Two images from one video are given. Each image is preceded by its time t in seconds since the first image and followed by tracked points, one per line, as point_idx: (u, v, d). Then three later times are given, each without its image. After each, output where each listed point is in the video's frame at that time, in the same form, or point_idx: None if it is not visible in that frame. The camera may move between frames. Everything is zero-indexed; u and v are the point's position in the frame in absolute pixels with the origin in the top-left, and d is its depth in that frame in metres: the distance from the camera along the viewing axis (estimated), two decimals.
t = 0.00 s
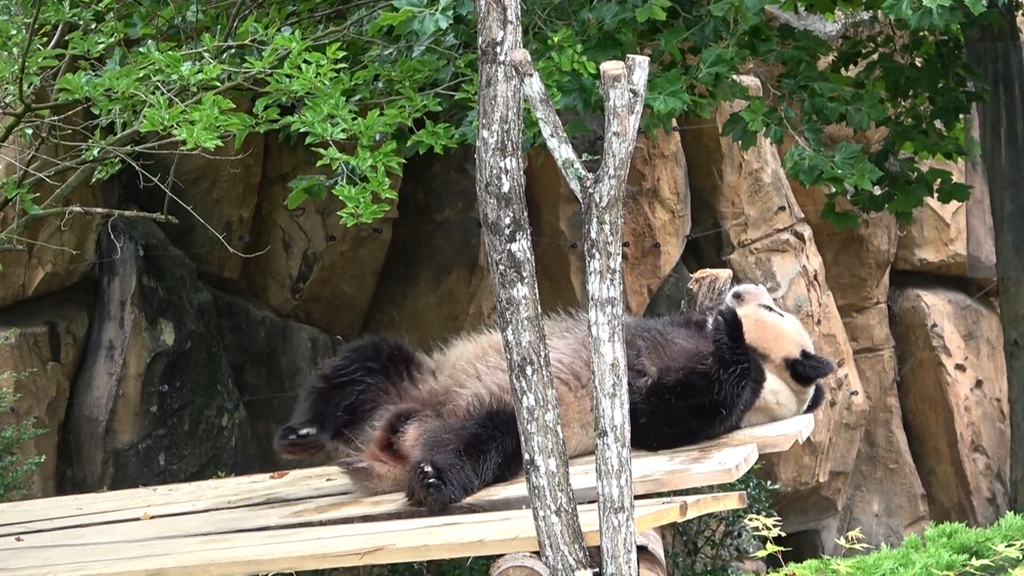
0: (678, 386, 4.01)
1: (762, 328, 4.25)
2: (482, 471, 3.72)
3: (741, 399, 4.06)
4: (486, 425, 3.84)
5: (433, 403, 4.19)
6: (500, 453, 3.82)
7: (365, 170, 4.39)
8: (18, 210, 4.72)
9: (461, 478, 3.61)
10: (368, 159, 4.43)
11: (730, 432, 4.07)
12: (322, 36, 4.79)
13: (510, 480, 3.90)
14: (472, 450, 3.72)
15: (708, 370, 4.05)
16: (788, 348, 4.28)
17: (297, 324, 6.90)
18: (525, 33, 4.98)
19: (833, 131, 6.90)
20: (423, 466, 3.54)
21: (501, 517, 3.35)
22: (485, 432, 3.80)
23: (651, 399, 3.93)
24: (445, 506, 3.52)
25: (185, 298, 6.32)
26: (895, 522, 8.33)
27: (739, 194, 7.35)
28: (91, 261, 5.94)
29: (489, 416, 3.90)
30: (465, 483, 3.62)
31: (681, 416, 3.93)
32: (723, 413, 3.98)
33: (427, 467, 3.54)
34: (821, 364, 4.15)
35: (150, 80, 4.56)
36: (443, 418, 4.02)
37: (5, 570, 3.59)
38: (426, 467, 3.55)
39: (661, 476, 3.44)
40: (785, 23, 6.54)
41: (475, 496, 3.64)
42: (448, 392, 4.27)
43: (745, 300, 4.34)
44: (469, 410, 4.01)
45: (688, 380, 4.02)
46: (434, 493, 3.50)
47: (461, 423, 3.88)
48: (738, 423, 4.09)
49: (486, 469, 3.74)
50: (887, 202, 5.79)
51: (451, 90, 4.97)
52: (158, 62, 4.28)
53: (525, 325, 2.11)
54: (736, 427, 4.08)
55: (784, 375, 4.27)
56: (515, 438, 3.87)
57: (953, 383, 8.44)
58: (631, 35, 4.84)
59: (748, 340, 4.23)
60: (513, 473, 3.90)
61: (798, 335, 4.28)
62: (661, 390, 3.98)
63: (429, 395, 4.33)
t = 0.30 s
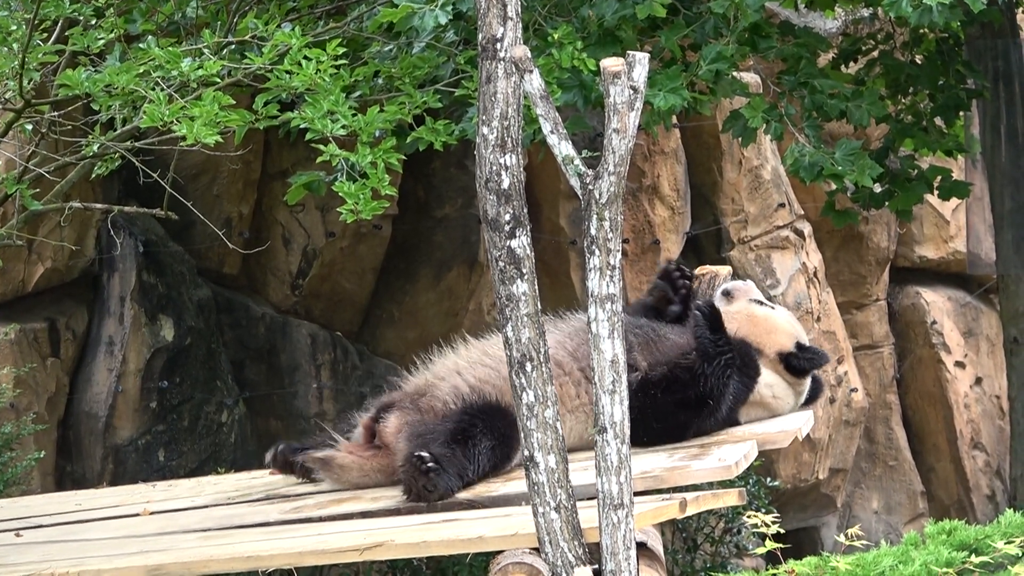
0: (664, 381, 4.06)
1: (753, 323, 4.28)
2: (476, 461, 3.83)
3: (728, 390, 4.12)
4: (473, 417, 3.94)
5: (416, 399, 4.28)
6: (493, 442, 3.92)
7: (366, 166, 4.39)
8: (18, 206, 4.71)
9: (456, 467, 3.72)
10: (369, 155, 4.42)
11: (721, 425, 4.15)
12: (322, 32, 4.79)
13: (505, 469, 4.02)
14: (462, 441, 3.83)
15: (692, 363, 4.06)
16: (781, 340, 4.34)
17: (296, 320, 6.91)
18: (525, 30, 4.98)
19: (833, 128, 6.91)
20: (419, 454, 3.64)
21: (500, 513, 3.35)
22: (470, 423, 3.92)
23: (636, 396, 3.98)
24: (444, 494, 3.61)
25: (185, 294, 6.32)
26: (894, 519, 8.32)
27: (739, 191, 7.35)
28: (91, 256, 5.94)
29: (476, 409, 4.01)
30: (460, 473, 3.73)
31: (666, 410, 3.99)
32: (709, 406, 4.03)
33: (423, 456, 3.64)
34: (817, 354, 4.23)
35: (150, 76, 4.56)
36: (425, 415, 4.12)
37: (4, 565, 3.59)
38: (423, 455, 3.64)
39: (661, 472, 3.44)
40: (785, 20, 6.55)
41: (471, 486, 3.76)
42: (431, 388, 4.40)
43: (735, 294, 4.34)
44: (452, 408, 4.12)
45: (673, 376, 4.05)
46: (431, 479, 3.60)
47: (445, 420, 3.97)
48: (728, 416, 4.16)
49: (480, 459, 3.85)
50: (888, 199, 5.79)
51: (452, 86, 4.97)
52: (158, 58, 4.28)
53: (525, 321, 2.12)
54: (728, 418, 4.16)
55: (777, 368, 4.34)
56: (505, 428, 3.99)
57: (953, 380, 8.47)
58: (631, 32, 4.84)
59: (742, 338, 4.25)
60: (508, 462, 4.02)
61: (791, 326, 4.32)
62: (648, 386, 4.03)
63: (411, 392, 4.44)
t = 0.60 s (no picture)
0: (661, 351, 4.33)
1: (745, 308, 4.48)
2: (479, 457, 3.84)
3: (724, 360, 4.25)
4: (478, 414, 3.97)
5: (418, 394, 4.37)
6: (497, 439, 3.93)
7: (366, 162, 4.38)
8: (18, 201, 4.71)
9: (455, 462, 3.74)
10: (369, 150, 4.42)
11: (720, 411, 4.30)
12: (322, 28, 4.78)
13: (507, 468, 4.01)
14: (465, 436, 3.86)
15: (684, 332, 4.29)
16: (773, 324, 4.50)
17: (297, 316, 6.91)
18: (526, 25, 4.97)
19: (834, 123, 6.92)
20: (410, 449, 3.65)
21: (501, 509, 3.35)
22: (474, 419, 3.95)
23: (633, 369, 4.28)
24: (433, 490, 3.59)
25: (186, 289, 6.32)
26: (895, 514, 8.32)
27: (739, 186, 7.34)
28: (91, 252, 5.95)
29: (481, 405, 4.04)
30: (458, 469, 3.74)
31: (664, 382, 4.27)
32: (705, 379, 4.25)
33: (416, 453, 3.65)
34: (806, 331, 4.29)
35: (151, 72, 4.55)
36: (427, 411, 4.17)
37: (5, 560, 3.59)
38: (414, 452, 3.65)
39: (661, 468, 3.45)
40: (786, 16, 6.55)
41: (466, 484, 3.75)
42: (433, 382, 4.50)
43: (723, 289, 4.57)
44: (456, 404, 4.16)
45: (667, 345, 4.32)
46: (421, 473, 3.60)
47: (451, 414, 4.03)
48: (728, 392, 4.30)
49: (483, 455, 3.85)
50: (889, 195, 5.79)
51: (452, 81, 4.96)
52: (159, 53, 4.27)
53: (525, 317, 2.11)
54: (727, 394, 4.30)
55: (777, 351, 4.47)
56: (510, 425, 3.99)
57: (953, 375, 8.44)
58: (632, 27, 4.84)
59: (734, 320, 4.42)
60: (510, 460, 4.02)
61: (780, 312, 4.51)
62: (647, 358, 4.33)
63: (413, 386, 4.55)
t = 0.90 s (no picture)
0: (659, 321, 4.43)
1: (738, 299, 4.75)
2: (484, 450, 3.84)
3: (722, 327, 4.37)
4: (484, 406, 4.00)
5: (421, 387, 4.37)
6: (503, 431, 3.94)
7: (367, 157, 4.37)
8: (19, 196, 4.70)
9: (458, 455, 3.75)
10: (371, 145, 4.42)
11: (718, 405, 4.50)
12: (324, 23, 4.78)
13: (512, 460, 4.02)
14: (470, 429, 3.87)
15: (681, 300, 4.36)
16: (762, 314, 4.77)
17: (298, 311, 6.91)
18: (527, 20, 4.96)
19: (835, 117, 6.93)
20: (412, 441, 3.67)
21: (503, 504, 3.35)
22: (479, 412, 3.97)
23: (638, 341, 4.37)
24: (434, 482, 3.63)
25: (187, 285, 6.32)
26: (896, 509, 8.32)
27: (740, 181, 7.34)
28: (92, 247, 5.95)
29: (486, 398, 4.07)
30: (463, 462, 3.75)
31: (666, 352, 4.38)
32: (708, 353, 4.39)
33: (417, 443, 3.66)
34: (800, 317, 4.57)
35: (152, 67, 4.55)
36: (431, 405, 4.16)
37: (7, 556, 3.58)
38: (416, 442, 3.66)
39: (663, 463, 3.45)
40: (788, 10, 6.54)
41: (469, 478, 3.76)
42: (434, 375, 4.50)
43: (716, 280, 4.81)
44: (461, 396, 4.17)
45: (667, 310, 4.33)
46: (422, 466, 3.62)
47: (457, 407, 4.05)
48: (728, 370, 4.50)
49: (488, 448, 3.86)
50: (891, 189, 5.78)
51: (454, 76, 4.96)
52: (160, 48, 4.27)
53: (527, 311, 2.15)
54: (727, 373, 4.49)
55: (772, 340, 4.74)
56: (516, 418, 4.00)
57: (954, 369, 8.46)
58: (633, 22, 4.83)
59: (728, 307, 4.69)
60: (517, 453, 4.02)
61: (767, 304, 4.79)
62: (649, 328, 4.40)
63: (415, 380, 4.57)
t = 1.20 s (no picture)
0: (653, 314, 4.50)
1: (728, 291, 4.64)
2: (484, 445, 3.84)
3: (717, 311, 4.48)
4: (484, 401, 3.99)
5: (421, 382, 4.39)
6: (504, 425, 3.94)
7: (368, 152, 4.37)
8: (21, 191, 4.71)
9: (458, 450, 3.75)
10: (373, 140, 4.41)
11: (720, 396, 4.52)
12: (326, 18, 4.78)
13: (513, 455, 4.02)
14: (470, 424, 3.87)
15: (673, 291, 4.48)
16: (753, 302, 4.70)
17: (299, 306, 6.90)
18: (529, 15, 4.95)
19: (837, 113, 6.95)
20: (410, 437, 3.67)
21: (504, 500, 3.35)
22: (481, 407, 3.97)
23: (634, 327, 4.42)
24: (434, 478, 3.63)
25: (189, 280, 6.31)
26: (897, 506, 8.32)
27: (742, 177, 7.34)
28: (94, 242, 5.96)
29: (486, 393, 4.06)
30: (462, 457, 3.75)
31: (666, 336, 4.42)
32: (706, 330, 4.46)
33: (415, 438, 3.67)
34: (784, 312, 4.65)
35: (153, 61, 4.55)
36: (432, 400, 4.18)
37: (8, 550, 3.58)
38: (415, 437, 3.67)
39: (664, 459, 3.46)
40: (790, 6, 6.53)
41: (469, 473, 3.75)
42: (435, 370, 4.51)
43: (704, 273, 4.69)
44: (462, 391, 4.17)
45: (661, 296, 4.42)
46: (421, 462, 3.62)
47: (458, 402, 4.04)
48: (728, 359, 4.54)
49: (489, 442, 3.86)
50: (892, 185, 5.78)
51: (456, 71, 4.96)
52: (162, 42, 4.26)
53: (528, 308, 2.39)
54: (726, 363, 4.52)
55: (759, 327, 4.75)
56: (517, 412, 4.00)
57: (955, 367, 8.46)
58: (635, 17, 4.83)
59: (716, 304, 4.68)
60: (518, 447, 4.02)
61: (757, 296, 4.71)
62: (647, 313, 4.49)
63: (416, 374, 4.57)
